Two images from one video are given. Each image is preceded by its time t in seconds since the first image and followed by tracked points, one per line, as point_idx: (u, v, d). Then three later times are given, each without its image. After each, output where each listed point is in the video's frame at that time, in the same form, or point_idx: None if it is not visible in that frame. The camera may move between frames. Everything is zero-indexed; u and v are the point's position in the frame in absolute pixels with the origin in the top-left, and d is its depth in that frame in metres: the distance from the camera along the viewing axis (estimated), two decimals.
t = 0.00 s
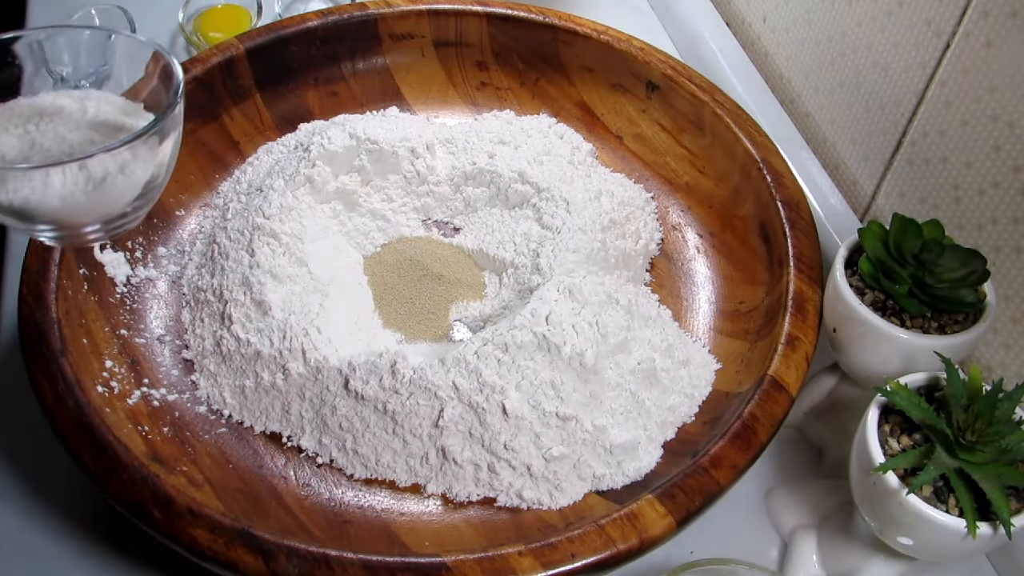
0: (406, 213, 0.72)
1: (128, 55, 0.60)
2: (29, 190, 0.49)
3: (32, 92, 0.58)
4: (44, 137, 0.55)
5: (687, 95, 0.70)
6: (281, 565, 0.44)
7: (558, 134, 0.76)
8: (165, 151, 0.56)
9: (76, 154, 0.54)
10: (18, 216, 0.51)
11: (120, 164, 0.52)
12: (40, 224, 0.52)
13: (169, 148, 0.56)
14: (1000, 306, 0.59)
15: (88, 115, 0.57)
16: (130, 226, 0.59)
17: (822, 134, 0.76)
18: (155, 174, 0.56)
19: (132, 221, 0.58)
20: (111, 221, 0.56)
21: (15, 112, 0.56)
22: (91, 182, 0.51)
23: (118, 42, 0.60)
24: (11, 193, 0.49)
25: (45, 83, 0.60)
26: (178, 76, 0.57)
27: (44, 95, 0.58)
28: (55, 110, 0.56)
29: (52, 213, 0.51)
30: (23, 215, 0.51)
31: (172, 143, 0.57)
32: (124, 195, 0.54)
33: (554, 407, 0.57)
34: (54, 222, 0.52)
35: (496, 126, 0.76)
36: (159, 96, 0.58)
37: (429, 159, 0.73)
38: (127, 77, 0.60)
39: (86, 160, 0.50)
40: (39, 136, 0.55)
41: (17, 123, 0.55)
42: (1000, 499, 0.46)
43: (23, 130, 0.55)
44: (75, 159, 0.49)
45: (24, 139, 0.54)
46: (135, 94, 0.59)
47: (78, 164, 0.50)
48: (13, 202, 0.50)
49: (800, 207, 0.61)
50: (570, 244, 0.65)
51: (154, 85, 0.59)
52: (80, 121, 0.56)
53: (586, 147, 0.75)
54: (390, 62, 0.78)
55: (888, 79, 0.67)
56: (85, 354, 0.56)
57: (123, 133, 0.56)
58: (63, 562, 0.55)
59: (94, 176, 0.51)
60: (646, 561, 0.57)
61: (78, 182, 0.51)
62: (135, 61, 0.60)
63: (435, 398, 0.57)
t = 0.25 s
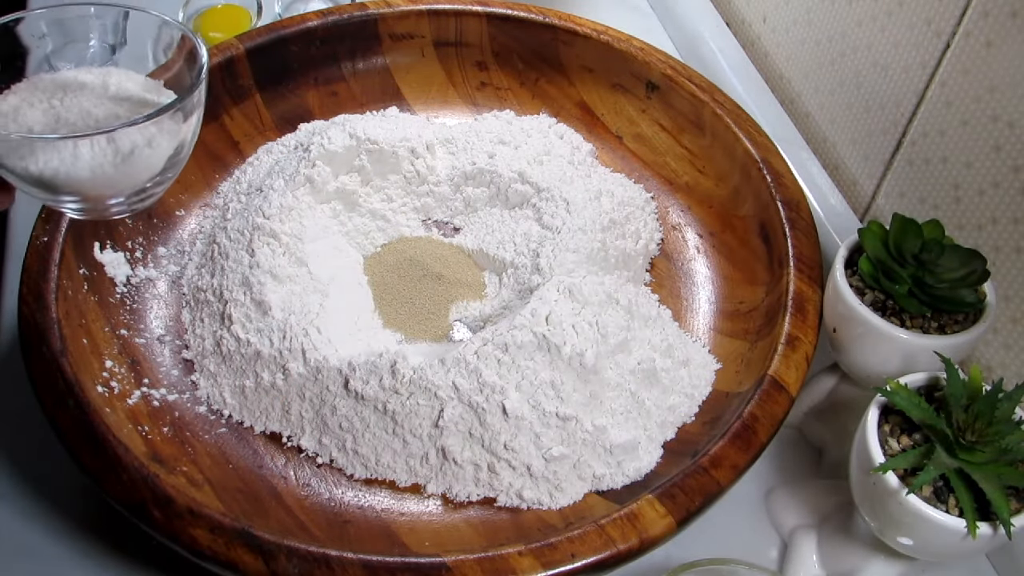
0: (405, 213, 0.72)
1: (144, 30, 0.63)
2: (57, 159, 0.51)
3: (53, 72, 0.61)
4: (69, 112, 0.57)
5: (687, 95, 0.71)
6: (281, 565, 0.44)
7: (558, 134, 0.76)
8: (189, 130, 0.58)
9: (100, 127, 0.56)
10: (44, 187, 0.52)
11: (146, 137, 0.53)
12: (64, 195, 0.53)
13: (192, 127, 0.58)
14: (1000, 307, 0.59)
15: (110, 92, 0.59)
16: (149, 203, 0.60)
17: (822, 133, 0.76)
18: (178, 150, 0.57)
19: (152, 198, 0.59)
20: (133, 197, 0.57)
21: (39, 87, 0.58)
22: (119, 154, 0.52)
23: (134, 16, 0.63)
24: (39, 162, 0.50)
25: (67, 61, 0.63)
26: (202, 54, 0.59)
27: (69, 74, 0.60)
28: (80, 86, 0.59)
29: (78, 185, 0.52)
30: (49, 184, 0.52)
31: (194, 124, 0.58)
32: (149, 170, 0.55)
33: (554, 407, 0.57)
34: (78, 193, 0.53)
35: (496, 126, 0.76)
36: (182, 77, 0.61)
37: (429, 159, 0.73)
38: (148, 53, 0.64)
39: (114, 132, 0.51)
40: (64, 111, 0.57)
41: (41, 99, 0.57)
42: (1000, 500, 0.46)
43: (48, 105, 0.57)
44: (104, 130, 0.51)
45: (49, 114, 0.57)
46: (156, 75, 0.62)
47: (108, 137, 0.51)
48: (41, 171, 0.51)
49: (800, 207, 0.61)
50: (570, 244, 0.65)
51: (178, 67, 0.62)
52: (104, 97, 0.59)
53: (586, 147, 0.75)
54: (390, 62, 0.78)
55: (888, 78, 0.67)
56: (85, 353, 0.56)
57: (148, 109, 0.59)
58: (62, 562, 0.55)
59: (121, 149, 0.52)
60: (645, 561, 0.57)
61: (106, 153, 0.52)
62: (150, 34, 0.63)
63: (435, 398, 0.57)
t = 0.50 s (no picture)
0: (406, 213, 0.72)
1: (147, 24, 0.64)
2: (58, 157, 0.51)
3: (53, 68, 0.61)
4: (70, 109, 0.57)
5: (687, 94, 0.71)
6: (281, 565, 0.44)
7: (558, 134, 0.76)
8: (190, 127, 0.57)
9: (102, 123, 0.56)
10: (43, 185, 0.52)
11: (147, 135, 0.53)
12: (65, 193, 0.53)
13: (193, 125, 0.58)
14: (1000, 307, 0.59)
15: (111, 89, 0.59)
16: (149, 201, 0.60)
17: (822, 133, 0.76)
18: (179, 148, 0.57)
19: (152, 195, 0.59)
20: (133, 194, 0.57)
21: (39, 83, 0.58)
22: (119, 153, 0.52)
23: (134, 13, 0.63)
24: (39, 161, 0.51)
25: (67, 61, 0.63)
26: (206, 51, 0.59)
27: (69, 71, 0.60)
28: (81, 82, 0.59)
29: (77, 183, 0.52)
30: (49, 183, 0.52)
31: (196, 121, 0.58)
32: (149, 168, 0.55)
33: (554, 407, 0.57)
34: (78, 191, 0.53)
35: (496, 127, 0.76)
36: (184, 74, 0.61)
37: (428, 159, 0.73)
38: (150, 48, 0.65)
39: (115, 130, 0.51)
40: (65, 107, 0.57)
41: (41, 95, 0.57)
42: (1000, 500, 0.46)
43: (48, 101, 0.57)
44: (104, 128, 0.51)
45: (49, 110, 0.57)
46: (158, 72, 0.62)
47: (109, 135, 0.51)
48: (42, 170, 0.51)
49: (800, 207, 0.61)
50: (570, 244, 0.65)
51: (180, 65, 0.62)
52: (104, 93, 0.59)
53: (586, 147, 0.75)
54: (390, 62, 0.78)
55: (888, 78, 0.67)
56: (85, 353, 0.56)
57: (149, 106, 0.59)
58: (62, 562, 0.55)
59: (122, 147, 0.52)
60: (645, 562, 0.57)
61: (106, 152, 0.52)
62: (152, 31, 0.64)
63: (435, 398, 0.57)
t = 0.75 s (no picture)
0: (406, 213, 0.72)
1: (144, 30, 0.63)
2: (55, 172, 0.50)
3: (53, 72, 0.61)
4: (70, 119, 0.57)
5: (687, 95, 0.71)
6: (281, 565, 0.44)
7: (558, 134, 0.76)
8: (191, 139, 0.57)
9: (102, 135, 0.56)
10: (42, 200, 0.52)
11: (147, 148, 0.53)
12: (64, 207, 0.53)
13: (195, 136, 0.58)
14: (1000, 307, 0.59)
15: (113, 99, 0.59)
16: (153, 213, 0.60)
17: (822, 133, 0.76)
18: (181, 161, 0.57)
19: (156, 208, 0.59)
20: (135, 208, 0.56)
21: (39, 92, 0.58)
22: (117, 166, 0.52)
23: (132, 16, 0.63)
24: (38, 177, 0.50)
25: (68, 62, 0.64)
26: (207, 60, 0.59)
27: (71, 81, 0.59)
28: (82, 93, 0.59)
29: (76, 197, 0.52)
30: (48, 196, 0.52)
31: (198, 133, 0.58)
32: (150, 182, 0.54)
33: (554, 407, 0.57)
34: (78, 206, 0.53)
35: (496, 127, 0.76)
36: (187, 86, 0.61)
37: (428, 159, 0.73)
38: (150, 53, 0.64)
39: (113, 144, 0.51)
40: (65, 117, 0.57)
41: (41, 105, 0.57)
42: (1000, 500, 0.46)
43: (48, 111, 0.57)
44: (102, 142, 0.51)
45: (49, 120, 0.57)
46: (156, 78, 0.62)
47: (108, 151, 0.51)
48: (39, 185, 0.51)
49: (800, 207, 0.61)
50: (570, 244, 0.65)
51: (180, 66, 0.62)
52: (105, 104, 0.59)
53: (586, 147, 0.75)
54: (390, 62, 0.78)
55: (888, 78, 0.67)
56: (85, 353, 0.56)
57: (149, 117, 0.59)
58: (62, 562, 0.55)
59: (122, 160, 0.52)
60: (645, 562, 0.57)
61: (104, 165, 0.51)
62: (151, 34, 0.63)
63: (435, 398, 0.57)
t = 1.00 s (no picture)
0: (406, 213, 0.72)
1: (143, 33, 0.63)
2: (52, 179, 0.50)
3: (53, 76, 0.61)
4: (67, 123, 0.57)
5: (687, 95, 0.71)
6: (281, 565, 0.44)
7: (558, 134, 0.76)
8: (190, 145, 0.57)
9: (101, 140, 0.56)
10: (39, 206, 0.52)
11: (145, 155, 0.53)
12: (61, 213, 0.53)
13: (194, 142, 0.57)
14: (1000, 306, 0.59)
15: (111, 103, 0.59)
16: (151, 217, 0.60)
17: (822, 133, 0.76)
18: (180, 166, 0.57)
19: (154, 212, 0.58)
20: (133, 214, 0.56)
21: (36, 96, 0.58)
22: (114, 173, 0.52)
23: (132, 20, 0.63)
24: (36, 184, 0.50)
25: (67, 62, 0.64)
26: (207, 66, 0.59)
27: (69, 85, 0.59)
28: (80, 96, 0.59)
29: (73, 204, 0.52)
30: (44, 203, 0.52)
31: (197, 139, 0.58)
32: (148, 188, 0.54)
33: (554, 407, 0.57)
34: (75, 212, 0.53)
35: (496, 127, 0.76)
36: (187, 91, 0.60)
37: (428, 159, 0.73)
38: (150, 57, 0.64)
39: (111, 152, 0.51)
40: (62, 122, 0.57)
41: (39, 108, 0.57)
42: (1000, 499, 0.46)
43: (46, 115, 0.57)
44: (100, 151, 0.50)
45: (46, 124, 0.56)
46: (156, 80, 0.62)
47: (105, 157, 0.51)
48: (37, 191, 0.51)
49: (800, 207, 0.61)
50: (570, 244, 0.65)
51: (179, 68, 0.62)
52: (104, 109, 0.58)
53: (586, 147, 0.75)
54: (390, 62, 0.78)
55: (888, 78, 0.67)
56: (85, 353, 0.56)
57: (149, 123, 0.58)
58: (62, 562, 0.55)
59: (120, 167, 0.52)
60: (646, 562, 0.57)
61: (102, 172, 0.51)
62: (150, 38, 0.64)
63: (435, 398, 0.57)
